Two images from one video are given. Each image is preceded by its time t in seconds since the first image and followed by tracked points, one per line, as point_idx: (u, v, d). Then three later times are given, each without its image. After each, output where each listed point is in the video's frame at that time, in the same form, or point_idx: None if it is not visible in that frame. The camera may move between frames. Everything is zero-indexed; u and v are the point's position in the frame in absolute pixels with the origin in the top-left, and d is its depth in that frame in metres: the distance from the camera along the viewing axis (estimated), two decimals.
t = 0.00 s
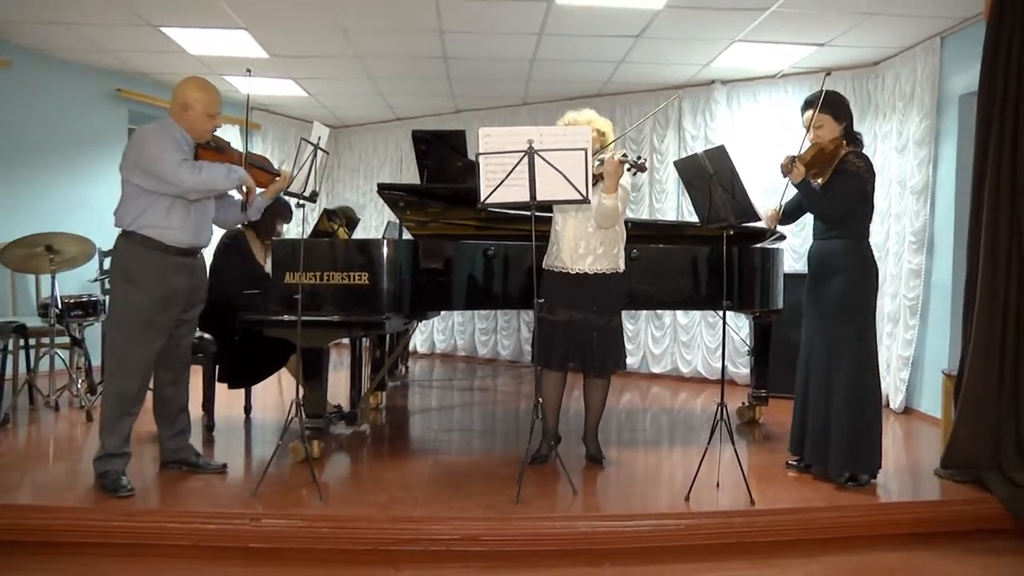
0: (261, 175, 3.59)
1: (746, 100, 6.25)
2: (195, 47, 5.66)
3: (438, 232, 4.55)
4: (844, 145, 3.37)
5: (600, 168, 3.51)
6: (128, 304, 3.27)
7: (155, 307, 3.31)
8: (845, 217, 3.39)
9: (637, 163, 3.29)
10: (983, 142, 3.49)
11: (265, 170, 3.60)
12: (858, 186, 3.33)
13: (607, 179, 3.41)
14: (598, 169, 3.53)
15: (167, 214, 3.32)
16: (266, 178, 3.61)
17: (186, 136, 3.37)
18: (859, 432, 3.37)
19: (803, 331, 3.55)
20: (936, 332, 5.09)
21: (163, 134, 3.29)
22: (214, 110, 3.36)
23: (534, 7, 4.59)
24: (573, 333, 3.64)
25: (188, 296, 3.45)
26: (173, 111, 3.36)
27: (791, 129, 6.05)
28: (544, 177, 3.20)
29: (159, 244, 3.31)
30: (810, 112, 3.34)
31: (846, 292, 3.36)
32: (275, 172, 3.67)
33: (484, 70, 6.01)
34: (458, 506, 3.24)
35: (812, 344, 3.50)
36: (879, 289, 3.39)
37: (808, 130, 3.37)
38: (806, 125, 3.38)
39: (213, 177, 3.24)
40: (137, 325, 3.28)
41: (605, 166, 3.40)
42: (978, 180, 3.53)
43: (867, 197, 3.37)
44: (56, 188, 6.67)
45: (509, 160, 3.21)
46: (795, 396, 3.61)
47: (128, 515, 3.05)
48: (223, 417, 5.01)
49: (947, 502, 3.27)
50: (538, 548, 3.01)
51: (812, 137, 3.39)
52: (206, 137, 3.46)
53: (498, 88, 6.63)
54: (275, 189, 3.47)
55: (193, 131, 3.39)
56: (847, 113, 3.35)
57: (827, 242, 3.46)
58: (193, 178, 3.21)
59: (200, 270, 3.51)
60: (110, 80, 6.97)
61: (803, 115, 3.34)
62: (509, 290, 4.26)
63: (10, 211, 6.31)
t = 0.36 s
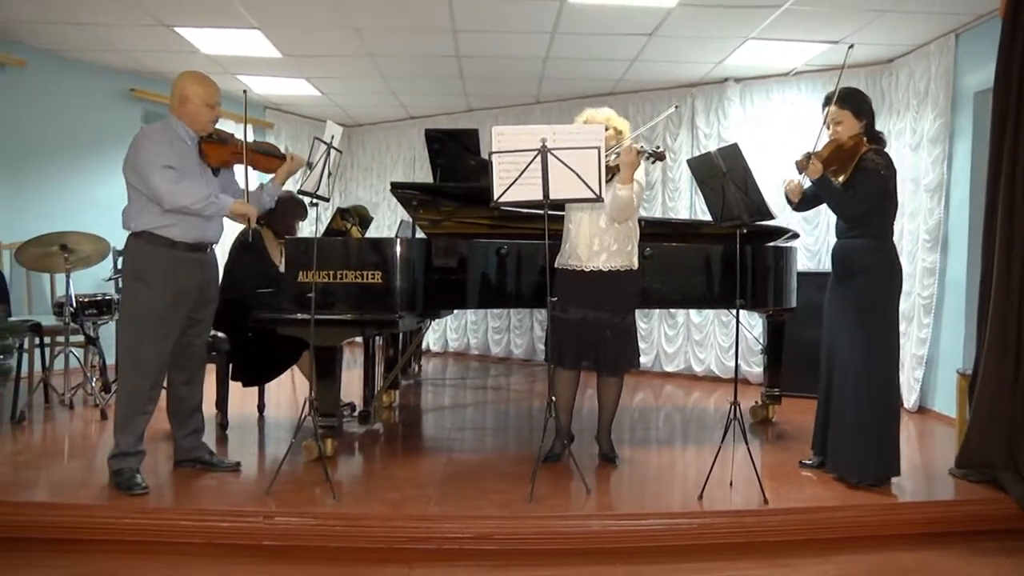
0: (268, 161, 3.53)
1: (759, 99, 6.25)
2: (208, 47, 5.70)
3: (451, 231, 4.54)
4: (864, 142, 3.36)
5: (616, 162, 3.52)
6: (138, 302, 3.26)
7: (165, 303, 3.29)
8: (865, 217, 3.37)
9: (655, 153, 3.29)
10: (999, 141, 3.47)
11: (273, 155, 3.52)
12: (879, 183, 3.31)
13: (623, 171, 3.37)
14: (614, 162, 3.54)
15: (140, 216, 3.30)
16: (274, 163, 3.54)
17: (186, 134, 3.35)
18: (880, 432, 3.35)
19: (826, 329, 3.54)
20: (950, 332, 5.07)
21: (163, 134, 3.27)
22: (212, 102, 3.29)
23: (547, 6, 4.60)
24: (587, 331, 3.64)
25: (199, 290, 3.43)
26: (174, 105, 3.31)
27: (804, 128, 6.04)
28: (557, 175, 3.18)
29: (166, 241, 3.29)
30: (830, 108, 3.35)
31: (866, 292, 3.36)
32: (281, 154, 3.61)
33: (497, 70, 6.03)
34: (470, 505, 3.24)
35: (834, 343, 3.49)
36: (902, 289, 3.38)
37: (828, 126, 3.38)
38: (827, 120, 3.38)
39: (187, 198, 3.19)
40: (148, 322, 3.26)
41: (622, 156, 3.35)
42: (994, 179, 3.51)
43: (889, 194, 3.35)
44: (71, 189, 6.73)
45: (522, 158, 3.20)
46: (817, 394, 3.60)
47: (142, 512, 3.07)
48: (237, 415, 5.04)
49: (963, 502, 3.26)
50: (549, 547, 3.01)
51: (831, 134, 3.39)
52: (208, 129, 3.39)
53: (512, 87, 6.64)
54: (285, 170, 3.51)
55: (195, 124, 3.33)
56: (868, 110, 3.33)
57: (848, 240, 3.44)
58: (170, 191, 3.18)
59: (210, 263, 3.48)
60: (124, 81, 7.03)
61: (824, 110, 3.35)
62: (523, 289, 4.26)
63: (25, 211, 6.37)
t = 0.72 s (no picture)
0: (263, 145, 3.34)
1: (767, 98, 6.24)
2: (216, 46, 5.72)
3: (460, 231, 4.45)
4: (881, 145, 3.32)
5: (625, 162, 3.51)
6: (137, 300, 3.28)
7: (163, 300, 3.29)
8: (889, 221, 3.35)
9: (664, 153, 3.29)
10: (1008, 141, 3.47)
11: (265, 139, 3.33)
12: (899, 187, 3.30)
13: (631, 170, 3.40)
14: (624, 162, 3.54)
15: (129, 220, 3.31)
16: (269, 147, 3.36)
17: (177, 134, 3.34)
18: (895, 436, 3.32)
19: (841, 328, 3.55)
20: (958, 332, 5.05)
21: (151, 135, 3.28)
22: (197, 94, 3.27)
23: (555, 6, 4.60)
24: (595, 331, 3.64)
25: (199, 286, 3.42)
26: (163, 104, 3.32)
27: (811, 127, 6.03)
28: (565, 175, 3.19)
29: (164, 238, 3.30)
30: (845, 112, 3.33)
31: (882, 293, 3.35)
32: (277, 136, 3.42)
33: (504, 69, 6.03)
34: (477, 504, 3.24)
35: (849, 342, 3.50)
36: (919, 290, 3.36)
37: (844, 131, 3.36)
38: (842, 125, 3.37)
39: (155, 206, 3.13)
40: (147, 319, 3.27)
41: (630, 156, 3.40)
42: (1004, 179, 3.50)
43: (910, 196, 3.33)
44: (79, 189, 6.77)
45: (529, 157, 3.20)
46: (832, 392, 3.61)
47: (148, 511, 3.08)
48: (245, 414, 5.06)
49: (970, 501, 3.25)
50: (555, 546, 3.02)
51: (848, 139, 3.37)
52: (199, 124, 3.36)
53: (519, 87, 6.65)
54: (282, 152, 3.41)
55: (184, 121, 3.31)
56: (883, 112, 3.32)
57: (866, 241, 3.44)
58: (138, 198, 3.14)
59: (209, 259, 3.47)
60: (132, 81, 7.06)
61: (838, 115, 3.33)
62: (531, 289, 4.26)
63: (34, 211, 6.41)
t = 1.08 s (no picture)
0: (252, 147, 3.34)
1: (767, 99, 6.24)
2: (216, 47, 5.72)
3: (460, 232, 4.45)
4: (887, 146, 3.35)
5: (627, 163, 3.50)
6: (132, 301, 3.27)
7: (159, 301, 3.29)
8: (895, 220, 3.34)
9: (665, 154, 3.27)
10: (1008, 142, 3.47)
11: (255, 141, 3.33)
12: (905, 188, 3.30)
13: (632, 172, 3.42)
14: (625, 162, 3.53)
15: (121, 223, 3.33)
16: (258, 149, 3.36)
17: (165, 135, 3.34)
18: (898, 436, 3.32)
19: (841, 328, 3.53)
20: (958, 333, 5.05)
21: (136, 139, 3.27)
22: (187, 93, 3.25)
23: (555, 6, 4.60)
24: (596, 331, 3.63)
25: (194, 286, 3.42)
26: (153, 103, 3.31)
27: (812, 128, 6.03)
28: (566, 176, 3.18)
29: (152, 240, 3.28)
30: (854, 111, 3.32)
31: (883, 295, 3.34)
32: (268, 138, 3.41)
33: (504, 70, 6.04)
34: (477, 505, 3.24)
35: (849, 342, 3.48)
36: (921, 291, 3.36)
37: (852, 130, 3.35)
38: (849, 124, 3.36)
39: (134, 213, 3.12)
40: (141, 320, 3.27)
41: (632, 158, 3.41)
42: (1005, 180, 3.49)
43: (916, 197, 3.34)
44: (80, 190, 6.77)
45: (529, 159, 3.19)
46: (833, 392, 3.59)
47: (149, 512, 3.08)
48: (246, 415, 5.06)
49: (970, 503, 3.25)
50: (555, 547, 3.02)
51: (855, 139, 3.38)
52: (190, 123, 3.35)
53: (519, 88, 6.65)
54: (273, 155, 3.40)
55: (173, 121, 3.30)
56: (890, 112, 3.31)
57: (869, 241, 3.42)
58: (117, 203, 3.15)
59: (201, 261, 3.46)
60: (133, 82, 7.06)
61: (847, 115, 3.32)
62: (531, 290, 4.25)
63: (35, 212, 6.41)
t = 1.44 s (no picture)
0: (250, 147, 3.36)
1: (763, 99, 6.25)
2: (214, 47, 5.71)
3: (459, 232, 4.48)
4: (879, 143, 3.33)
5: (623, 160, 3.49)
6: (129, 301, 3.26)
7: (156, 301, 3.28)
8: (876, 218, 3.36)
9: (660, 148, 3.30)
10: (1005, 141, 3.46)
11: (254, 142, 3.34)
12: (893, 184, 3.30)
13: (630, 167, 3.39)
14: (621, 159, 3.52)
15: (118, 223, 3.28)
16: (257, 150, 3.37)
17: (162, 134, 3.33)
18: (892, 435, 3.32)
19: (833, 330, 3.54)
20: (955, 334, 5.06)
21: (133, 138, 3.26)
22: (185, 93, 3.25)
23: (552, 6, 4.60)
24: (592, 331, 3.63)
25: (191, 287, 3.41)
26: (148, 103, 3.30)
27: (808, 128, 6.03)
28: (562, 176, 3.17)
29: (154, 240, 3.27)
30: (849, 107, 3.33)
31: (873, 295, 3.35)
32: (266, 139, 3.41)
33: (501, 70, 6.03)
34: (474, 505, 3.24)
35: (840, 343, 3.50)
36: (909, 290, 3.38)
37: (845, 125, 3.35)
38: (843, 120, 3.36)
39: (140, 204, 3.10)
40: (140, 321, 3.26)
41: (629, 153, 3.39)
42: (1001, 180, 3.50)
43: (903, 195, 3.34)
44: (77, 190, 6.76)
45: (526, 159, 3.19)
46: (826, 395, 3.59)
47: (146, 512, 3.07)
48: (243, 415, 5.05)
49: (967, 503, 3.25)
50: (552, 547, 3.02)
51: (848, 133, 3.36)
52: (186, 124, 3.35)
53: (517, 88, 6.65)
54: (270, 155, 3.39)
55: (171, 120, 3.30)
56: (885, 110, 3.32)
57: (858, 240, 3.44)
58: (124, 195, 3.11)
59: (200, 259, 3.45)
60: (130, 82, 7.05)
61: (841, 109, 3.33)
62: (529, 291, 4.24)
63: (31, 212, 6.40)
